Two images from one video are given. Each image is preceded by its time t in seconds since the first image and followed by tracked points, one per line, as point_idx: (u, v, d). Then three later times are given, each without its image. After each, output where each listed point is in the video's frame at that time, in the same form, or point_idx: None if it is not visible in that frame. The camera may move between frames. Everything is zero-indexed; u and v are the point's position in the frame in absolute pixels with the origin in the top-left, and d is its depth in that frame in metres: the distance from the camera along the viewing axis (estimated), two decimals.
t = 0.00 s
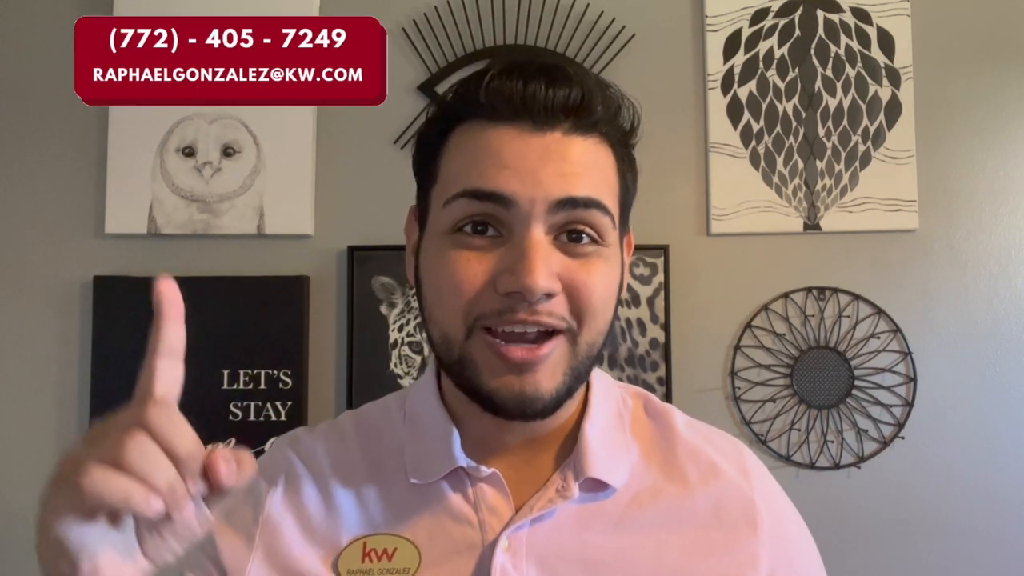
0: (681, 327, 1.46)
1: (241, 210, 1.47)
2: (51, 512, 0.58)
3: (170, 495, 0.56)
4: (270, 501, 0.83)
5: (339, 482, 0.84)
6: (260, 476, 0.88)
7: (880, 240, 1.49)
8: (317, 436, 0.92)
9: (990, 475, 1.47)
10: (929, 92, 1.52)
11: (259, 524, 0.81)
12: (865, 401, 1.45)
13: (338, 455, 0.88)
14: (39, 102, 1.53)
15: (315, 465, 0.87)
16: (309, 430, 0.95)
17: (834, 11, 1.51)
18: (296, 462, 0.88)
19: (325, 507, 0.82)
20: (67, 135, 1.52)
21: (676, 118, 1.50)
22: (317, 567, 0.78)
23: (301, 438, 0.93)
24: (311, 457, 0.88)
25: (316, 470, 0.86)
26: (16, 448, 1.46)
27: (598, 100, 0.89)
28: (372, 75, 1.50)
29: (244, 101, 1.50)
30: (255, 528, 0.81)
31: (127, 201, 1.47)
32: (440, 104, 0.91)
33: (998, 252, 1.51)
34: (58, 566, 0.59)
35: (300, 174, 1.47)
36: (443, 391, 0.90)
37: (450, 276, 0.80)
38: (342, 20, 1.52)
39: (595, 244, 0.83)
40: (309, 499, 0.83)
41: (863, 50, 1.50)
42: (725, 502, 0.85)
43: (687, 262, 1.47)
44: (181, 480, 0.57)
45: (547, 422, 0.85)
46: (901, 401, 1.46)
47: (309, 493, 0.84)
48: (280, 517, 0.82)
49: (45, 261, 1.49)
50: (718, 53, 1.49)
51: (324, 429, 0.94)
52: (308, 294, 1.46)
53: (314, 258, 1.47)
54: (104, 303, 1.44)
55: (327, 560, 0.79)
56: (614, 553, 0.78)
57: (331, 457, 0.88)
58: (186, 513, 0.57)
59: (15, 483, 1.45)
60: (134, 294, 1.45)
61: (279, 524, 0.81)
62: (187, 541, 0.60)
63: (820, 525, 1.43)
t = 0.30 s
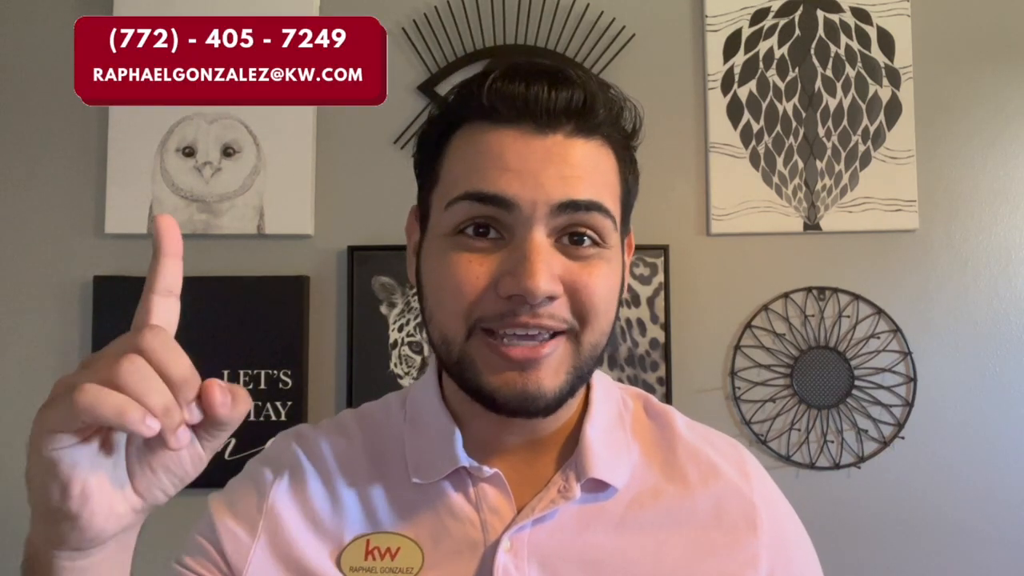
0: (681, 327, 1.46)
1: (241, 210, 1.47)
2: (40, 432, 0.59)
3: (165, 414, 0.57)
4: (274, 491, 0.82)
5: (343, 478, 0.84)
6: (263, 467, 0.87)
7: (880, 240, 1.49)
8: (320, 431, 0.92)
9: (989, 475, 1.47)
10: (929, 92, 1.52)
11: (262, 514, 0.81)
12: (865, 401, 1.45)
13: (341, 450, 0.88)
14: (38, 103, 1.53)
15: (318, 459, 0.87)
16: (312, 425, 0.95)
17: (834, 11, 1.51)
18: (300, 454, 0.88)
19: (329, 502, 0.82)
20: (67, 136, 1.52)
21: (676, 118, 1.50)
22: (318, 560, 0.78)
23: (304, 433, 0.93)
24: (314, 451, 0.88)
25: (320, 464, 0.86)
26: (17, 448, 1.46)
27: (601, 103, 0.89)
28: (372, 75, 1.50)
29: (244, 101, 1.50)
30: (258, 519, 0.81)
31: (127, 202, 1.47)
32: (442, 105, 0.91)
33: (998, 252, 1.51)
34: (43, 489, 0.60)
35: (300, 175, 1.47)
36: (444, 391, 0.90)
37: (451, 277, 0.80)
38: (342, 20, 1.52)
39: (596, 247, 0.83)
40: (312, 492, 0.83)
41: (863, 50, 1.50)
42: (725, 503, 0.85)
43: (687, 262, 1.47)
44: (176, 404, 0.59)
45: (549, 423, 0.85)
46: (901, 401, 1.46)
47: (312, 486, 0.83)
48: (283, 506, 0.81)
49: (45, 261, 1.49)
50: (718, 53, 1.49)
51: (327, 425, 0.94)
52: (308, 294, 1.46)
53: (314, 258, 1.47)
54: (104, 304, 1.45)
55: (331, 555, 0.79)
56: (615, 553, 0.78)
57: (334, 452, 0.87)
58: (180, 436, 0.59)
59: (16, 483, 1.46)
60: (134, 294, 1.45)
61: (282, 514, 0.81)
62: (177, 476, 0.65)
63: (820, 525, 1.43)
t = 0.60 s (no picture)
0: (681, 327, 1.46)
1: (241, 210, 1.47)
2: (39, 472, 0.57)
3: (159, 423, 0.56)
4: (269, 497, 0.82)
5: (339, 482, 0.84)
6: (259, 472, 0.87)
7: (880, 240, 1.49)
8: (316, 436, 0.93)
9: (990, 474, 1.47)
10: (929, 92, 1.52)
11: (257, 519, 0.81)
12: (865, 401, 1.45)
13: (338, 455, 0.88)
14: (38, 103, 1.53)
15: (314, 464, 0.87)
16: (308, 430, 0.95)
17: (834, 11, 1.51)
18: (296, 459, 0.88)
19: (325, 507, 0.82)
20: (67, 136, 1.52)
21: (676, 118, 1.50)
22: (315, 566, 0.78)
23: (299, 438, 0.93)
24: (310, 456, 0.88)
25: (316, 468, 0.86)
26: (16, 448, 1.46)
27: (597, 98, 0.89)
28: (372, 75, 1.50)
29: (244, 101, 1.50)
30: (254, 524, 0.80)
31: (127, 201, 1.47)
32: (440, 104, 0.91)
33: (998, 252, 1.51)
34: (40, 531, 0.58)
35: (300, 174, 1.47)
36: (442, 393, 0.91)
37: (450, 272, 0.80)
38: (342, 19, 1.52)
39: (594, 241, 0.83)
40: (308, 497, 0.83)
41: (863, 50, 1.50)
42: (723, 502, 0.85)
43: (687, 262, 1.47)
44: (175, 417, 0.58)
45: (546, 424, 0.85)
46: (901, 401, 1.46)
47: (308, 491, 0.83)
48: (279, 512, 0.81)
49: (45, 261, 1.49)
50: (718, 53, 1.49)
51: (323, 429, 0.94)
52: (308, 294, 1.46)
53: (314, 258, 1.47)
54: (104, 304, 1.45)
55: (328, 561, 0.79)
56: (614, 553, 0.78)
57: (330, 457, 0.88)
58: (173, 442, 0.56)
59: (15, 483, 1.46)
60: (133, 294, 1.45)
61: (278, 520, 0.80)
62: (181, 513, 0.63)
63: (820, 526, 1.43)
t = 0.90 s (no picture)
0: (681, 327, 1.46)
1: (241, 210, 1.47)
2: None
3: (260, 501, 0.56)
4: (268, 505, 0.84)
5: (337, 484, 0.85)
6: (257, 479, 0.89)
7: (880, 240, 1.49)
8: (312, 439, 0.93)
9: (990, 474, 1.47)
10: (929, 92, 1.52)
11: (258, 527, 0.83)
12: (865, 401, 1.45)
13: (334, 456, 0.89)
14: (38, 103, 1.53)
15: (311, 466, 0.88)
16: (305, 433, 0.96)
17: (834, 12, 1.51)
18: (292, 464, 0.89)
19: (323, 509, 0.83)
20: (67, 136, 1.52)
21: (676, 118, 1.50)
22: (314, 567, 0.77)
23: (296, 441, 0.93)
24: (307, 459, 0.89)
25: (313, 471, 0.87)
26: (16, 448, 1.46)
27: (597, 98, 0.89)
28: (372, 75, 1.51)
29: (244, 101, 1.50)
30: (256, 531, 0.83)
31: (127, 202, 1.47)
32: (442, 102, 0.91)
33: (999, 252, 1.51)
34: None
35: (300, 174, 1.47)
36: (439, 391, 0.91)
37: (450, 266, 0.80)
38: (341, 20, 1.52)
39: (594, 237, 0.83)
40: (306, 502, 0.84)
41: (863, 50, 1.50)
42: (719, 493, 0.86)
43: (687, 262, 1.47)
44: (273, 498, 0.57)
45: (544, 421, 0.85)
46: (901, 401, 1.46)
47: (306, 494, 0.85)
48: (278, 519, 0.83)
49: (44, 261, 1.49)
50: (719, 53, 1.49)
51: (319, 431, 0.95)
52: (308, 293, 1.46)
53: (314, 258, 1.47)
54: (104, 304, 1.45)
55: (326, 562, 0.77)
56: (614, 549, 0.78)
57: (326, 459, 0.89)
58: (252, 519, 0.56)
59: (14, 484, 1.45)
60: (132, 294, 1.45)
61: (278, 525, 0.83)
62: None
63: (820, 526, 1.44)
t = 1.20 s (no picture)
0: (681, 327, 1.46)
1: (241, 210, 1.47)
2: None
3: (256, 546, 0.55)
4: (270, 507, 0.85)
5: (337, 484, 0.85)
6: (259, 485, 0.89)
7: (880, 240, 1.49)
8: (312, 441, 0.93)
9: (990, 475, 1.47)
10: (929, 92, 1.52)
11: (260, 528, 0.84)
12: (865, 401, 1.45)
13: (335, 457, 0.89)
14: (38, 103, 1.53)
15: (312, 467, 0.88)
16: (307, 434, 0.96)
17: (834, 12, 1.51)
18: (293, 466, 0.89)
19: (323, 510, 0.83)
20: (67, 136, 1.52)
21: (676, 118, 1.50)
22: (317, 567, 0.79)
23: (296, 445, 0.94)
24: (308, 459, 0.89)
25: (314, 472, 0.87)
26: (16, 448, 1.46)
27: (585, 96, 0.89)
28: (372, 75, 1.51)
29: (244, 101, 1.50)
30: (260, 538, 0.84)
31: (127, 202, 1.47)
32: (432, 107, 0.92)
33: (999, 252, 1.51)
34: None
35: (300, 174, 1.47)
36: (441, 392, 0.91)
37: (446, 265, 0.80)
38: (341, 20, 1.52)
39: (588, 231, 0.83)
40: (306, 502, 0.84)
41: (863, 50, 1.50)
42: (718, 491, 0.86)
43: (687, 262, 1.47)
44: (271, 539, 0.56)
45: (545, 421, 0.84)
46: (901, 401, 1.46)
47: (306, 495, 0.85)
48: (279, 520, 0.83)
49: (44, 261, 1.49)
50: (719, 53, 1.49)
51: (321, 432, 0.95)
52: (308, 293, 1.46)
53: (314, 258, 1.47)
54: (105, 303, 1.45)
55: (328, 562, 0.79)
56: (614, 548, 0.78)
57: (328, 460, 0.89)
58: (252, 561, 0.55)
59: (14, 484, 1.45)
60: (132, 294, 1.45)
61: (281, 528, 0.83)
62: None
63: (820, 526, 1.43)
